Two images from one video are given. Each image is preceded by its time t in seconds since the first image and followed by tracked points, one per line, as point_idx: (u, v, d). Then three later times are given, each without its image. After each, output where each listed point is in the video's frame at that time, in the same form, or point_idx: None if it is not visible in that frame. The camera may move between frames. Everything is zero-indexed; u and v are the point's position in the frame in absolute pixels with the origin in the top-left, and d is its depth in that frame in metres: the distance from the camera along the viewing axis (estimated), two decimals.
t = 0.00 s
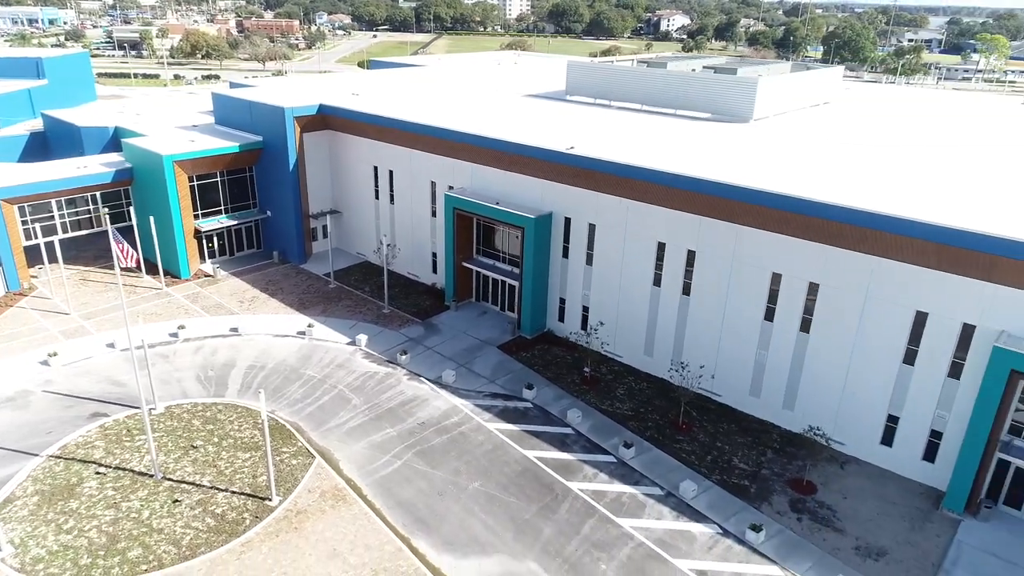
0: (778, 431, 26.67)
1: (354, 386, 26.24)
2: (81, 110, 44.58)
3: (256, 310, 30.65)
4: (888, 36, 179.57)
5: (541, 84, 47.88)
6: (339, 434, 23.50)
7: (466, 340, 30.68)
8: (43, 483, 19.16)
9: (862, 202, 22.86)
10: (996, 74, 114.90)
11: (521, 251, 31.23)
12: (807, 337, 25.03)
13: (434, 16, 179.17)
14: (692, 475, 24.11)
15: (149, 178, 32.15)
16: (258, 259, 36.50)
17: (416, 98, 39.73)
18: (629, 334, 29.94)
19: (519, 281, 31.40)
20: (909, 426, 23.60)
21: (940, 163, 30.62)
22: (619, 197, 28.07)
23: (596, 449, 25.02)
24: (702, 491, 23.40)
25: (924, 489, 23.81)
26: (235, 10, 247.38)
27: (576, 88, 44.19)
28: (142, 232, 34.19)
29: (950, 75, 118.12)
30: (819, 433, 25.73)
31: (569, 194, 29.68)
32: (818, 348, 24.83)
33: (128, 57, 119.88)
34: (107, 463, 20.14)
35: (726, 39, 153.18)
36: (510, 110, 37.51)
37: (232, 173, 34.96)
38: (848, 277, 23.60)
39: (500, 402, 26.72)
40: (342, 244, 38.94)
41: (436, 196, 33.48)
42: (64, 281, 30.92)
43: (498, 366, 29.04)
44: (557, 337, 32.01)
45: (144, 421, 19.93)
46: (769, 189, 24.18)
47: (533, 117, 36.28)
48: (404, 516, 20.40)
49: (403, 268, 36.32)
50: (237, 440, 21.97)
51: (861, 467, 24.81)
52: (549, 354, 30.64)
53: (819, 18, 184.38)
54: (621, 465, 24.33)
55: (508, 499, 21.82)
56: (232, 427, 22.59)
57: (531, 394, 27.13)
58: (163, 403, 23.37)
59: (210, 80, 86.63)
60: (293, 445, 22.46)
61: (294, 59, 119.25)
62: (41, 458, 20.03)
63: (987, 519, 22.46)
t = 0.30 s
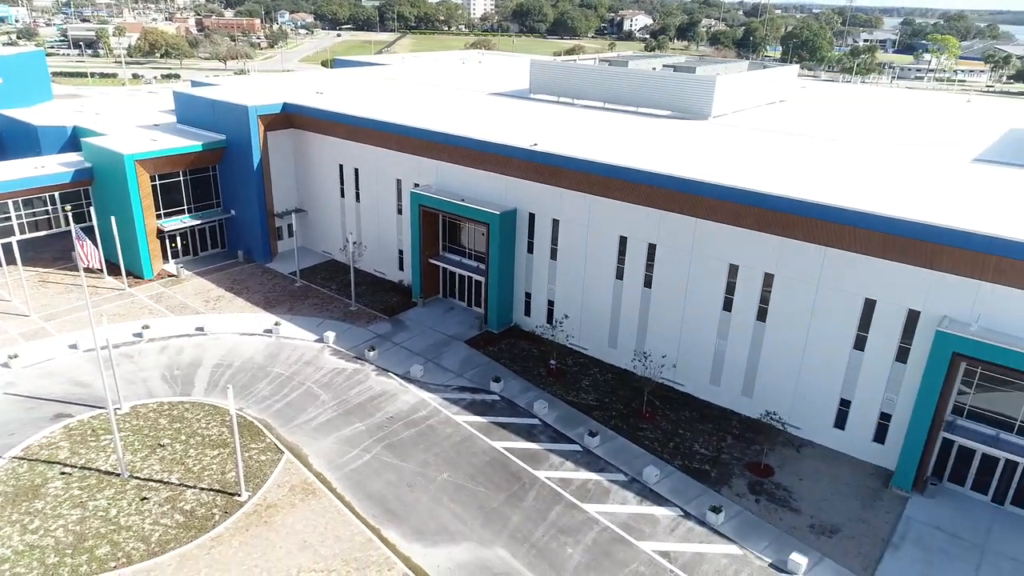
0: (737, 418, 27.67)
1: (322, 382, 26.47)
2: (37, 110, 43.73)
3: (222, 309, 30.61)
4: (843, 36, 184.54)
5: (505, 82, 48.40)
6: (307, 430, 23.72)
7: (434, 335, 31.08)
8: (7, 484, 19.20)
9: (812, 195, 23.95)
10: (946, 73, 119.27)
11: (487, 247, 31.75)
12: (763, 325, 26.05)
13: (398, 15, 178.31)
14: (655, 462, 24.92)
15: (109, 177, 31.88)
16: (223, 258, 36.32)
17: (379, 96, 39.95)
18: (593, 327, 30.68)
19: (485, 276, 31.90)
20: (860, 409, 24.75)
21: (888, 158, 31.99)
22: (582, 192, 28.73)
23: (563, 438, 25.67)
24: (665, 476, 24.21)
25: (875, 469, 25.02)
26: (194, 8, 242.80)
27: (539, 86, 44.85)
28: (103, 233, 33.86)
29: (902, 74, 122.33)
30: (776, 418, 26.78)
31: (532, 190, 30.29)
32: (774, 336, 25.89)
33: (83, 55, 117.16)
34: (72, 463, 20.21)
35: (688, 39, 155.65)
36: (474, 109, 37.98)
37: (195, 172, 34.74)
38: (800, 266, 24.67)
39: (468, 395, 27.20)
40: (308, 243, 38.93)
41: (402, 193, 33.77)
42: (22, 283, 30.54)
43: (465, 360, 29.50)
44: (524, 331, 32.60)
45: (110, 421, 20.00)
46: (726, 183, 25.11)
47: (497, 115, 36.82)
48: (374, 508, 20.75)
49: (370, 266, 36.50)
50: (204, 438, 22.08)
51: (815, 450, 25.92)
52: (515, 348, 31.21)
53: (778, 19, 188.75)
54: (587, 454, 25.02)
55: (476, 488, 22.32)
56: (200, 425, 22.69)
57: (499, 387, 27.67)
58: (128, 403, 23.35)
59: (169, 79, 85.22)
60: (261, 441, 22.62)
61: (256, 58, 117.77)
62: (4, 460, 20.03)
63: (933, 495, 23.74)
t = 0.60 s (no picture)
0: (698, 404, 28.66)
1: (290, 378, 26.69)
2: None
3: (187, 308, 30.57)
4: (801, 36, 189.13)
5: (469, 81, 48.88)
6: (276, 425, 23.94)
7: (402, 331, 31.45)
8: None
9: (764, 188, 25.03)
10: (898, 72, 123.30)
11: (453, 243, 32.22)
12: (721, 314, 27.05)
13: (362, 14, 177.27)
14: (619, 448, 25.72)
15: (69, 177, 31.63)
16: (188, 258, 36.13)
17: (344, 95, 40.07)
18: (559, 320, 31.41)
19: (452, 272, 32.37)
20: (814, 392, 25.92)
21: (838, 152, 33.35)
22: (545, 188, 29.41)
23: (530, 428, 26.30)
24: (629, 462, 25.03)
25: (828, 450, 26.20)
26: (152, 6, 237.77)
27: (503, 84, 45.44)
28: (63, 234, 33.58)
29: (857, 74, 126.22)
30: (735, 403, 27.82)
31: (497, 186, 30.86)
32: (731, 324, 26.93)
33: (36, 54, 114.28)
34: (38, 463, 20.41)
35: (651, 38, 157.91)
36: (439, 106, 38.38)
37: (157, 171, 34.49)
38: (755, 257, 25.73)
39: (436, 388, 27.67)
40: (274, 242, 38.88)
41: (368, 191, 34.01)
42: None
43: (433, 354, 29.96)
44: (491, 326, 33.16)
45: (76, 420, 20.17)
46: (684, 177, 26.00)
47: (462, 112, 37.26)
48: (344, 499, 21.11)
49: (337, 264, 36.65)
50: (173, 435, 22.26)
51: (772, 433, 27.02)
52: (483, 342, 31.77)
53: (738, 19, 192.80)
54: (553, 442, 25.71)
55: (445, 478, 22.82)
56: (167, 423, 22.85)
57: (466, 380, 28.20)
58: (93, 403, 23.41)
59: (128, 78, 83.79)
60: (230, 437, 22.81)
61: (217, 56, 116.17)
62: None
63: (883, 474, 24.99)
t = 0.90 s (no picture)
0: (663, 392, 29.60)
1: (262, 374, 26.93)
2: None
3: (156, 307, 30.58)
4: (764, 35, 192.99)
5: (437, 79, 49.29)
6: (249, 420, 24.19)
7: (373, 327, 31.81)
8: None
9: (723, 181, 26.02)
10: (856, 71, 126.89)
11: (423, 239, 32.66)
12: (684, 304, 28.01)
13: (328, 13, 175.92)
14: (587, 436, 26.49)
15: (33, 177, 31.44)
16: (155, 257, 35.97)
17: (311, 93, 40.18)
18: (528, 313, 32.09)
19: (422, 267, 32.82)
20: (773, 378, 27.02)
21: (794, 147, 34.61)
22: (513, 184, 30.02)
23: (500, 419, 26.93)
24: (597, 449, 25.82)
25: (787, 433, 27.33)
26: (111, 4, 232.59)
27: (470, 83, 45.95)
28: (27, 234, 33.34)
29: (817, 73, 129.61)
30: (698, 390, 28.83)
31: (466, 183, 31.40)
32: (694, 314, 27.90)
33: None
34: (8, 462, 20.54)
35: (617, 37, 159.73)
36: (407, 104, 38.73)
37: (123, 171, 34.25)
38: (715, 248, 26.74)
39: (407, 382, 28.13)
40: (243, 241, 38.84)
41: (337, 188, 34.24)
42: None
43: (404, 349, 30.41)
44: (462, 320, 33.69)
45: (46, 417, 20.31)
46: (647, 171, 26.86)
47: (430, 110, 37.68)
48: (318, 490, 21.49)
49: (307, 262, 36.79)
50: (144, 432, 22.45)
51: (734, 419, 28.07)
52: (454, 336, 32.31)
53: (703, 19, 196.06)
54: (523, 432, 26.37)
55: (418, 468, 23.32)
56: (138, 420, 23.02)
57: (437, 373, 28.72)
58: (62, 402, 23.51)
59: (89, 77, 82.36)
60: (203, 433, 23.02)
61: (181, 55, 114.49)
62: None
63: (838, 454, 26.17)
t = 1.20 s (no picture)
0: (631, 381, 30.52)
1: (236, 370, 27.18)
2: None
3: (126, 306, 30.60)
4: (730, 35, 196.24)
5: (407, 78, 49.68)
6: (223, 415, 24.46)
7: (346, 322, 32.18)
8: None
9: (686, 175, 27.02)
10: (819, 70, 130.05)
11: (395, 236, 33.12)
12: (650, 295, 28.96)
13: (296, 12, 174.45)
14: (558, 424, 27.25)
15: None
16: (124, 257, 35.84)
17: (281, 92, 40.33)
18: (499, 307, 32.75)
19: (394, 263, 33.28)
20: (736, 364, 28.08)
21: (755, 143, 35.83)
22: (484, 180, 30.67)
23: (473, 409, 27.55)
24: (567, 436, 26.59)
25: (750, 418, 28.42)
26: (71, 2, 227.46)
27: (440, 81, 46.45)
28: None
29: (782, 72, 132.49)
30: (665, 378, 29.81)
31: (437, 179, 31.95)
32: (660, 304, 28.84)
33: None
34: None
35: (587, 37, 161.15)
36: (377, 102, 39.11)
37: (91, 169, 34.04)
38: (678, 240, 27.72)
39: (381, 375, 28.60)
40: (213, 239, 38.83)
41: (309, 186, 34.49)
42: None
43: (378, 343, 30.84)
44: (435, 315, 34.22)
45: (19, 414, 20.47)
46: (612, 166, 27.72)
47: (400, 108, 38.12)
48: (294, 481, 21.89)
49: (279, 260, 36.96)
50: (118, 428, 22.65)
51: (699, 405, 29.09)
52: (426, 330, 32.83)
53: (671, 18, 198.85)
54: (496, 421, 27.04)
55: (392, 458, 23.83)
56: (112, 417, 23.20)
57: (411, 366, 29.24)
58: (34, 400, 23.61)
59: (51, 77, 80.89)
60: (177, 428, 23.26)
61: (146, 54, 112.75)
62: None
63: (798, 437, 27.32)
